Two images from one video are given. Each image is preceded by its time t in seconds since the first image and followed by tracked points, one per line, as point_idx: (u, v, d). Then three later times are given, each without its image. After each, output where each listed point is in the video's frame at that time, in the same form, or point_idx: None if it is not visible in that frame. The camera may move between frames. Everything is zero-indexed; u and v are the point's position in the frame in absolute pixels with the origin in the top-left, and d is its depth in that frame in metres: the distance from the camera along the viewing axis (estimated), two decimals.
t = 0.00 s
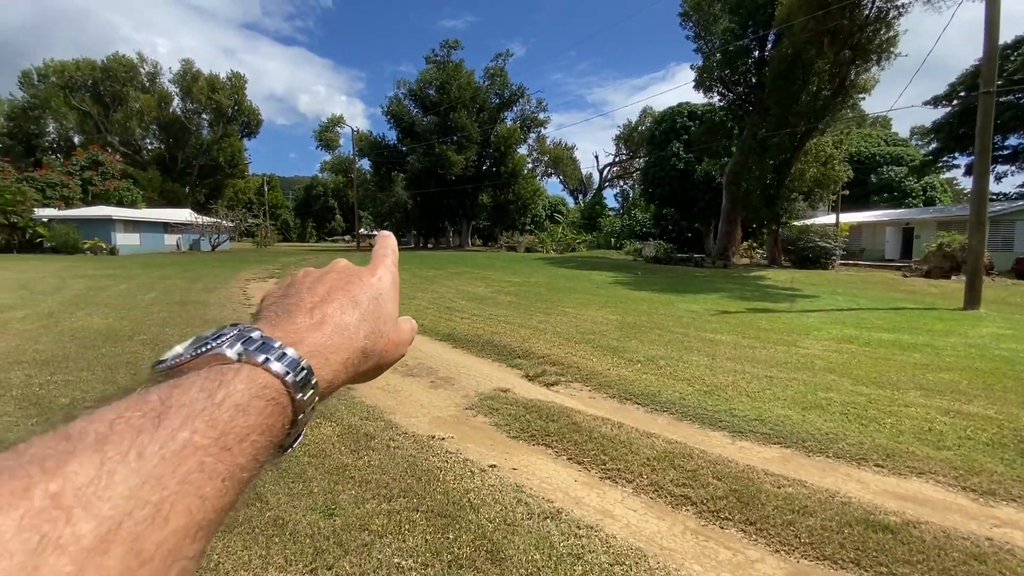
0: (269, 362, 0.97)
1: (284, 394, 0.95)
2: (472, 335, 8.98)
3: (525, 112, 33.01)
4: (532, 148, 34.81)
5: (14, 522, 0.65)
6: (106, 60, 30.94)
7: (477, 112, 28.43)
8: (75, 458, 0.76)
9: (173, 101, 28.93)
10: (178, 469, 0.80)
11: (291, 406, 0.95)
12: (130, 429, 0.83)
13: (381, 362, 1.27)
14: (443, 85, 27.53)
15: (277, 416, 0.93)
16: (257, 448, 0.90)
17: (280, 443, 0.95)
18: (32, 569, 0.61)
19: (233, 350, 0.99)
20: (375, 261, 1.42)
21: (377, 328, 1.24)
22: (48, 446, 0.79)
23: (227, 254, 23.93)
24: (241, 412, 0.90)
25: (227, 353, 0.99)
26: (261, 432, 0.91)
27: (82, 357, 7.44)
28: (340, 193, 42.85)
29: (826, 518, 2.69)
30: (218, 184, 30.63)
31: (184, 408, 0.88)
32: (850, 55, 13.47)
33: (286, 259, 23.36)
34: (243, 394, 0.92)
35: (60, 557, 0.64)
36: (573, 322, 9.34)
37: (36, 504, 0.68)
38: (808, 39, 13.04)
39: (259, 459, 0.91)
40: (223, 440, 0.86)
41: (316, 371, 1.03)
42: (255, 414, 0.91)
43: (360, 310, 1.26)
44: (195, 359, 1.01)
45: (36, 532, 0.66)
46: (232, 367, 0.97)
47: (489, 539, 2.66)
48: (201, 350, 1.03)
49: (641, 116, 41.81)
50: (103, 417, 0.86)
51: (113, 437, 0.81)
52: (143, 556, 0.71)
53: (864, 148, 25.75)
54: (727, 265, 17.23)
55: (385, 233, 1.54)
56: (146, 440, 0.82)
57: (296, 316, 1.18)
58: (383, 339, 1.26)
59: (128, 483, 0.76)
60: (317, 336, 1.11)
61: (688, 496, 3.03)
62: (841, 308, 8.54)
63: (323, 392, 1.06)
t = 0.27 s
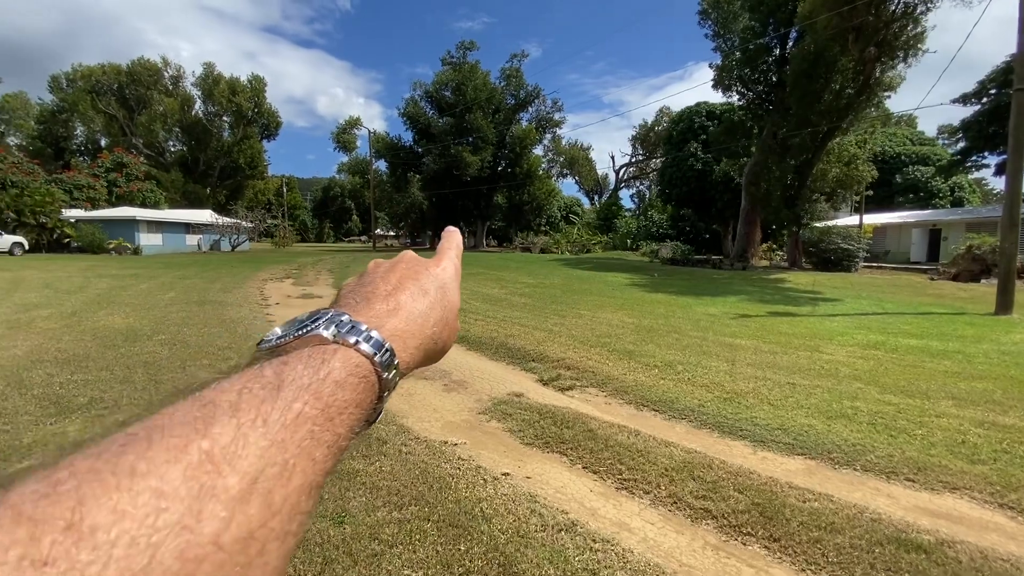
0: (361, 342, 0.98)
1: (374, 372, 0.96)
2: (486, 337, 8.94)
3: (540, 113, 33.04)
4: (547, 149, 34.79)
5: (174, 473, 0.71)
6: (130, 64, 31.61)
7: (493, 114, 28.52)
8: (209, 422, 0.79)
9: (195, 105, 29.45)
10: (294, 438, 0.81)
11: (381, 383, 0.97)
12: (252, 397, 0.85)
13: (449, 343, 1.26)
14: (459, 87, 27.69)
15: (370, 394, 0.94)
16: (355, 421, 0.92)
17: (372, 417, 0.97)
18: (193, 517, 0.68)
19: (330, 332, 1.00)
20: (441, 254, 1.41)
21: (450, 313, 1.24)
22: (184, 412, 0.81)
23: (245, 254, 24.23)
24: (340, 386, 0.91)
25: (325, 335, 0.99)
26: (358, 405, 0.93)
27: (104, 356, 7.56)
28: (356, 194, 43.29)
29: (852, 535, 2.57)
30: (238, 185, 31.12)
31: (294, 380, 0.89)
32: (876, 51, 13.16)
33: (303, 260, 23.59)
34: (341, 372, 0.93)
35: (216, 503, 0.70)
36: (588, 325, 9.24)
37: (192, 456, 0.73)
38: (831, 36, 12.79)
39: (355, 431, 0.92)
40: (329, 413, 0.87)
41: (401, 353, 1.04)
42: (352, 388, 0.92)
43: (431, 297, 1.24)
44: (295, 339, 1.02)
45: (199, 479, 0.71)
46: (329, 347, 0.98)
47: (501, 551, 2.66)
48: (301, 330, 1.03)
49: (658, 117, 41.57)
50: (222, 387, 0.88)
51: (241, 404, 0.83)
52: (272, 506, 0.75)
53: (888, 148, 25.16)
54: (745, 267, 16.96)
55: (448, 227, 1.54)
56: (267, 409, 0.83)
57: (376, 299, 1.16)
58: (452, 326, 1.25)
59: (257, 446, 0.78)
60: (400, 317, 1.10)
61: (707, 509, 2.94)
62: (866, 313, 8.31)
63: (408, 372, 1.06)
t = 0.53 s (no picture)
0: (348, 331, 1.03)
1: (361, 361, 1.01)
2: (499, 338, 8.89)
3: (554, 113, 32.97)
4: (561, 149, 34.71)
5: (173, 440, 0.76)
6: (151, 67, 32.17)
7: (507, 114, 28.53)
8: (206, 397, 0.85)
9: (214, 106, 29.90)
10: (283, 415, 0.85)
11: (367, 369, 1.01)
12: (245, 376, 0.91)
13: (435, 338, 1.30)
14: (474, 88, 27.76)
15: (355, 379, 0.99)
16: (342, 404, 0.96)
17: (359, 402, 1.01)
18: (190, 480, 0.73)
19: (319, 321, 1.05)
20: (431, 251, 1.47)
21: (436, 309, 1.28)
22: (179, 391, 0.87)
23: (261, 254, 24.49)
24: (329, 370, 0.96)
25: (314, 324, 1.04)
26: (346, 389, 0.98)
27: (122, 353, 7.68)
28: (371, 194, 43.57)
29: (879, 548, 2.47)
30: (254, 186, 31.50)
31: (285, 364, 0.95)
32: (899, 48, 12.86)
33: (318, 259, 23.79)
34: (331, 357, 0.98)
35: (211, 469, 0.76)
36: (602, 326, 9.14)
37: (190, 426, 0.79)
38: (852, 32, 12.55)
39: (343, 413, 0.96)
40: (318, 394, 0.92)
41: (388, 342, 1.08)
42: (341, 373, 0.97)
43: (419, 294, 1.29)
44: (287, 329, 1.07)
45: (194, 446, 0.77)
46: (319, 334, 1.02)
47: (511, 559, 2.60)
48: (292, 320, 1.08)
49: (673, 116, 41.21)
50: (216, 369, 0.94)
51: (234, 384, 0.88)
52: (262, 475, 0.80)
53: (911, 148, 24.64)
54: (762, 269, 16.71)
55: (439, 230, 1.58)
56: (258, 389, 0.88)
57: (366, 293, 1.21)
58: (438, 322, 1.30)
59: (249, 422, 0.83)
60: (387, 309, 1.15)
61: (725, 517, 2.85)
62: (888, 316, 8.11)
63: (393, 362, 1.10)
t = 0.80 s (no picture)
0: (339, 338, 1.00)
1: (352, 367, 0.97)
2: (512, 338, 8.89)
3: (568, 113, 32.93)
4: (575, 149, 34.66)
5: (177, 432, 0.74)
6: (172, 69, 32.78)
7: (521, 114, 28.58)
8: (209, 395, 0.82)
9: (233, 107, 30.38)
10: (281, 412, 0.83)
11: (357, 375, 0.97)
12: (243, 378, 0.87)
13: (425, 353, 1.26)
14: (488, 88, 27.85)
15: (346, 384, 0.95)
16: (337, 407, 0.93)
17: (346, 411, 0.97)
18: (195, 469, 0.71)
19: (312, 329, 1.03)
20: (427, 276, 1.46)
21: (428, 327, 1.26)
22: (183, 390, 0.84)
23: (278, 253, 24.82)
24: (323, 374, 0.93)
25: (307, 331, 1.02)
26: (341, 393, 0.94)
27: (142, 350, 7.82)
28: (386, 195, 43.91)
29: (905, 560, 2.39)
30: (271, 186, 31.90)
31: (279, 367, 0.91)
32: (924, 45, 12.53)
33: (334, 259, 24.02)
34: (322, 362, 0.95)
35: (213, 460, 0.74)
36: (616, 327, 9.07)
37: (193, 421, 0.76)
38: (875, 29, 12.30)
39: (337, 417, 0.93)
40: (313, 396, 0.89)
41: (378, 350, 1.05)
42: (334, 377, 0.93)
43: (410, 308, 1.26)
44: (279, 336, 1.04)
45: (198, 439, 0.74)
46: (311, 341, 0.99)
47: (526, 562, 2.58)
48: (285, 327, 1.06)
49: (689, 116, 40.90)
50: (215, 371, 0.92)
51: (234, 385, 0.85)
52: (262, 469, 0.77)
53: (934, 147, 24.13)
54: (780, 270, 16.48)
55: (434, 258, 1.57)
56: (257, 388, 0.85)
57: (357, 304, 1.19)
58: (428, 338, 1.26)
59: (248, 418, 0.80)
60: (377, 321, 1.12)
61: (744, 524, 2.78)
62: (910, 319, 7.94)
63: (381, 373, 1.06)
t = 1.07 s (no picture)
0: (388, 337, 0.99)
1: (401, 367, 0.96)
2: (528, 339, 8.87)
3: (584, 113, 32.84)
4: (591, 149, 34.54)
5: (238, 430, 0.74)
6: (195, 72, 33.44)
7: (537, 114, 28.59)
8: (266, 393, 0.82)
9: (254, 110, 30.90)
10: (334, 412, 0.82)
11: (404, 377, 0.96)
12: (297, 377, 0.86)
13: (468, 354, 1.25)
14: (504, 89, 27.91)
15: (395, 384, 0.94)
16: (384, 408, 0.92)
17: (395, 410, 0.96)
18: (254, 468, 0.71)
19: (363, 327, 1.02)
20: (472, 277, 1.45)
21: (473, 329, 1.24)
22: (240, 385, 0.84)
23: (297, 253, 25.17)
24: (373, 374, 0.92)
25: (359, 330, 1.02)
26: (388, 394, 0.93)
27: (166, 347, 7.98)
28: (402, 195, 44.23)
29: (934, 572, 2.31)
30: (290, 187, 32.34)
31: (332, 366, 0.91)
32: (953, 40, 12.08)
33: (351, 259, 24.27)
34: (373, 362, 0.94)
35: (270, 459, 0.73)
36: (632, 329, 8.99)
37: (253, 418, 0.76)
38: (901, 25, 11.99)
39: (385, 417, 0.92)
40: (362, 397, 0.88)
41: (424, 351, 1.04)
42: (383, 378, 0.93)
43: (454, 309, 1.25)
44: (332, 334, 1.04)
45: (257, 438, 0.74)
46: (362, 341, 0.99)
47: (542, 565, 2.55)
48: (336, 325, 1.05)
49: (707, 115, 40.45)
50: (270, 367, 0.91)
51: (289, 382, 0.85)
52: (316, 469, 0.77)
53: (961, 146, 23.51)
54: (801, 272, 16.21)
55: (478, 259, 1.56)
56: (310, 388, 0.84)
57: (404, 304, 1.18)
58: (471, 339, 1.24)
59: (302, 417, 0.80)
60: (424, 321, 1.11)
61: (766, 532, 2.72)
62: (937, 323, 7.73)
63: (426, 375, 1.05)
